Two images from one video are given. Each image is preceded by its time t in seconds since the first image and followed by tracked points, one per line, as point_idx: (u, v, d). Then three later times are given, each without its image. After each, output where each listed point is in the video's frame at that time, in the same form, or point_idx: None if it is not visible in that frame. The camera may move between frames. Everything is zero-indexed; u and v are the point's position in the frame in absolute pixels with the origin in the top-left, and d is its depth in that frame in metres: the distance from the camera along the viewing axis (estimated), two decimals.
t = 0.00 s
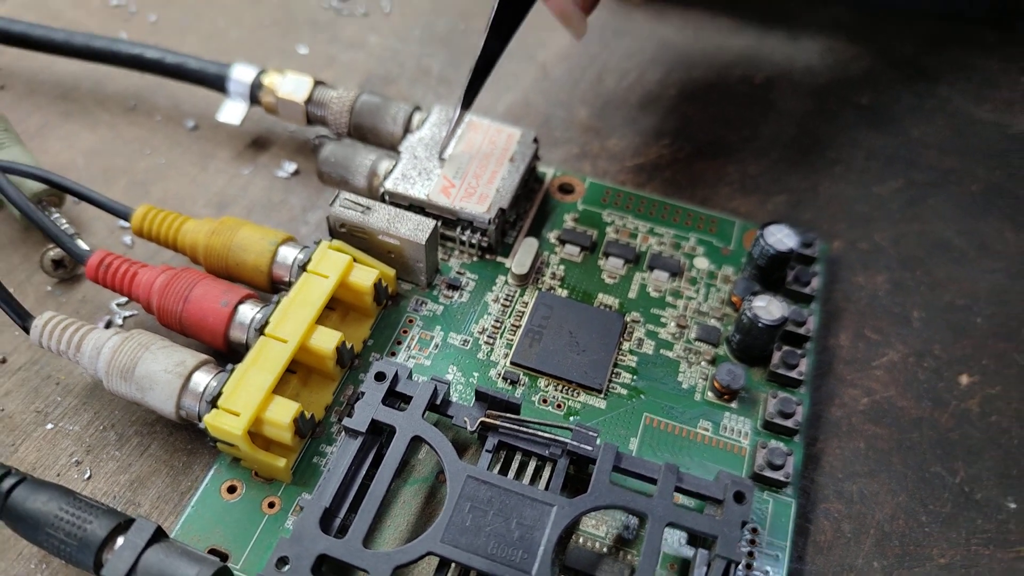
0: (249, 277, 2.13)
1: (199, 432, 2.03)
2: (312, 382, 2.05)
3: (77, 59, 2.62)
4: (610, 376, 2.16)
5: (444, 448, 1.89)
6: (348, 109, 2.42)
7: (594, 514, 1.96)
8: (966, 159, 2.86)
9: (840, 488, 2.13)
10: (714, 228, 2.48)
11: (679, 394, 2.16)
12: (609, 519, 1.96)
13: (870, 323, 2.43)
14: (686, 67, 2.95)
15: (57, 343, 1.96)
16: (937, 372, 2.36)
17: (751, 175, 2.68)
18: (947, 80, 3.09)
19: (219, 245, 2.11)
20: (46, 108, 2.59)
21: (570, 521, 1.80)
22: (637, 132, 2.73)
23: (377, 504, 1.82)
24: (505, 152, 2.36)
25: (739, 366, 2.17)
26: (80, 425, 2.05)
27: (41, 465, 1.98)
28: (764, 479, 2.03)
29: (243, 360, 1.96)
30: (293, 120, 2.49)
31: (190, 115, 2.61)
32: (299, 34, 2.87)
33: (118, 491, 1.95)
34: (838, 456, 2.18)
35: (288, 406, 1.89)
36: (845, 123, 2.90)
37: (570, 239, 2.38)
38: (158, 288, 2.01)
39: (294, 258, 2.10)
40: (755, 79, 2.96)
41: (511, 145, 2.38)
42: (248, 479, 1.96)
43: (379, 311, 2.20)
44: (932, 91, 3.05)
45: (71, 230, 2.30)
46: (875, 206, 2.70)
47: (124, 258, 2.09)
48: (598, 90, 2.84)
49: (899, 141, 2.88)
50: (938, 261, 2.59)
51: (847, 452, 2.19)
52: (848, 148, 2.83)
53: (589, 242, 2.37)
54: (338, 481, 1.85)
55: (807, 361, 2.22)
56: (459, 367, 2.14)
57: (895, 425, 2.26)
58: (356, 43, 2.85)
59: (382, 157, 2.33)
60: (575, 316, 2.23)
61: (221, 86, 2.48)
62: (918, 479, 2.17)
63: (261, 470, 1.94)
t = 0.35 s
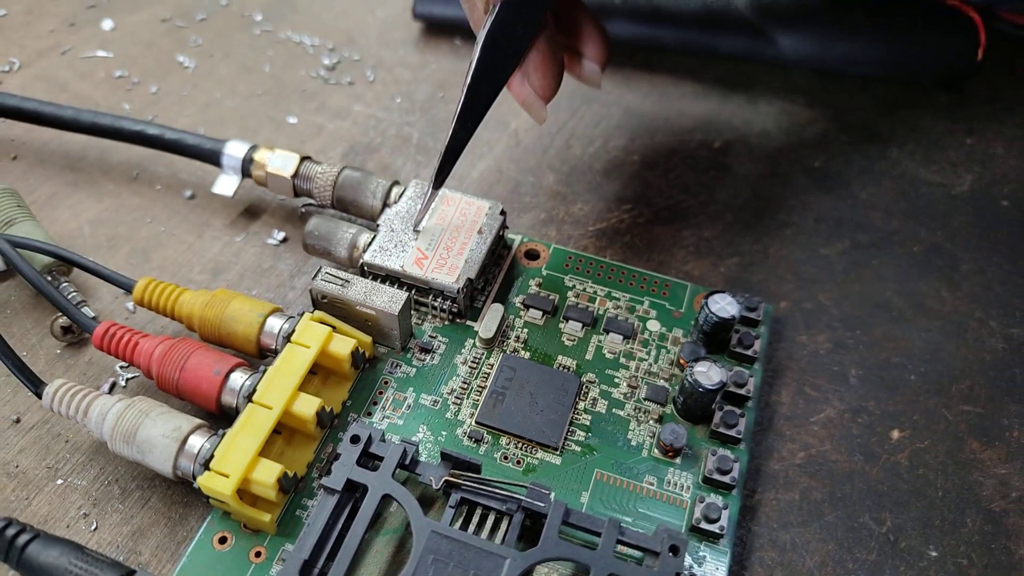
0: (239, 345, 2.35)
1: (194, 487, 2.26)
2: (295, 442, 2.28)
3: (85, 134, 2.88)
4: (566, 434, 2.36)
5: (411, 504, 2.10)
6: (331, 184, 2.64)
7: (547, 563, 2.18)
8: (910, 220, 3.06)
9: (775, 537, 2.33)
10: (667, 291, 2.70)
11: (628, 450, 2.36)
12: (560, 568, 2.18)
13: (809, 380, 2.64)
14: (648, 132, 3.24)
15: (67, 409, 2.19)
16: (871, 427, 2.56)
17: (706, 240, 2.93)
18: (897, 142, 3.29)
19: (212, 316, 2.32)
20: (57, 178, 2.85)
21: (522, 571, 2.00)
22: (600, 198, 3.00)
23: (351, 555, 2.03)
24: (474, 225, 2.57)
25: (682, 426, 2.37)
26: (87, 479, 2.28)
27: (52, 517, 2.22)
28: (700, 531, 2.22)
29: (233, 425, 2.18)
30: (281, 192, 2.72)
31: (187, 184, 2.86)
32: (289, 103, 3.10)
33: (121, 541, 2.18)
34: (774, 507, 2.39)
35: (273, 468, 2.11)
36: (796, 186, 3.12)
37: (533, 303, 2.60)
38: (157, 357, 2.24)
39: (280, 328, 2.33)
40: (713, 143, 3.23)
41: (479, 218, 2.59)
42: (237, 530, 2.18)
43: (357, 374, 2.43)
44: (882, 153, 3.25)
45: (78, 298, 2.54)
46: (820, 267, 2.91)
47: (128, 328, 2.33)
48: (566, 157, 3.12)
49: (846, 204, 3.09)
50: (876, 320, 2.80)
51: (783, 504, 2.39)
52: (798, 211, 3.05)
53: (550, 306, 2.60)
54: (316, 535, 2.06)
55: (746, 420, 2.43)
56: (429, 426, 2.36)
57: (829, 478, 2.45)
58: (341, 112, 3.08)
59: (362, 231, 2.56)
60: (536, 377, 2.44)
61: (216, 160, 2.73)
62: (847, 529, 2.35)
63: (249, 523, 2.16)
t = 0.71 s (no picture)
0: (277, 351, 2.47)
1: (235, 485, 2.38)
2: (330, 443, 2.39)
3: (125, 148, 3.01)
4: (588, 438, 2.47)
5: (441, 503, 2.21)
6: (362, 197, 2.76)
7: (570, 559, 2.29)
8: (924, 231, 3.14)
9: (789, 537, 2.42)
10: (686, 301, 2.80)
11: (647, 453, 2.46)
12: (582, 565, 2.28)
13: (823, 387, 2.73)
14: (667, 146, 3.33)
15: (116, 410, 2.32)
16: (883, 433, 2.64)
17: (723, 250, 3.02)
18: (912, 155, 3.37)
19: (251, 324, 2.45)
20: (99, 189, 2.99)
21: (547, 567, 2.11)
22: (620, 210, 3.11)
23: (384, 551, 2.14)
24: (500, 236, 2.69)
25: (700, 431, 2.47)
26: (134, 478, 2.41)
27: (103, 513, 2.35)
28: (717, 531, 2.32)
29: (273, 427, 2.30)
30: (313, 204, 2.84)
31: (223, 196, 2.99)
32: (320, 117, 3.22)
33: (167, 536, 2.31)
34: (788, 509, 2.48)
35: (310, 468, 2.23)
36: (811, 198, 3.21)
37: (556, 312, 2.71)
38: (200, 362, 2.37)
39: (316, 335, 2.45)
40: (731, 156, 3.32)
41: (505, 229, 2.70)
42: (276, 526, 2.30)
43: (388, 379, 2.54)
44: (897, 165, 3.33)
45: (122, 305, 2.67)
46: (834, 277, 3.00)
47: (171, 335, 2.46)
48: (588, 170, 3.22)
49: (861, 215, 3.18)
50: (889, 329, 2.89)
51: (797, 506, 2.49)
52: (814, 222, 3.14)
53: (572, 315, 2.71)
54: (352, 531, 2.17)
55: (761, 425, 2.52)
56: (457, 429, 2.47)
57: (841, 482, 2.54)
58: (371, 126, 3.20)
59: (392, 242, 2.68)
60: (559, 383, 2.55)
61: (252, 173, 2.85)
62: (859, 531, 2.44)
63: (287, 520, 2.29)
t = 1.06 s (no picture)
0: (273, 343, 2.50)
1: (234, 476, 2.42)
2: (327, 433, 2.42)
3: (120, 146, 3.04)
4: (583, 424, 2.49)
5: (437, 489, 2.24)
6: (357, 190, 2.79)
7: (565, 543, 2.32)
8: (915, 216, 3.16)
9: (783, 519, 2.45)
10: (679, 288, 2.83)
11: (642, 438, 2.49)
12: (578, 548, 2.32)
13: (817, 371, 2.76)
14: (660, 135, 3.36)
15: (114, 404, 2.35)
16: (877, 415, 2.67)
17: (717, 238, 3.05)
18: (904, 140, 3.39)
19: (248, 316, 2.48)
20: (95, 187, 3.02)
21: (542, 550, 2.14)
22: (613, 199, 3.13)
23: (381, 537, 2.18)
24: (494, 227, 2.71)
25: (694, 415, 2.49)
26: (134, 470, 2.45)
27: (103, 505, 2.38)
28: (711, 513, 2.35)
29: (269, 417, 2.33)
30: (308, 198, 2.87)
31: (219, 192, 3.02)
32: (315, 113, 3.25)
33: (167, 527, 2.34)
34: (782, 491, 2.51)
35: (307, 457, 2.26)
36: (804, 184, 3.23)
37: (550, 301, 2.74)
38: (197, 355, 2.40)
39: (311, 327, 2.48)
40: (723, 145, 3.34)
41: (498, 220, 2.73)
42: (275, 515, 2.33)
43: (384, 369, 2.57)
44: (889, 151, 3.35)
45: (120, 301, 2.70)
46: (827, 263, 3.02)
47: (168, 329, 2.49)
48: (581, 160, 3.25)
49: (853, 201, 3.20)
50: (882, 312, 2.91)
51: (791, 488, 2.51)
52: (806, 209, 3.16)
53: (566, 303, 2.73)
54: (349, 518, 2.21)
55: (755, 408, 2.55)
56: (453, 417, 2.50)
57: (835, 464, 2.56)
58: (365, 121, 3.22)
59: (387, 234, 2.71)
60: (553, 370, 2.57)
61: (247, 169, 2.87)
62: (852, 511, 2.47)
63: (286, 509, 2.32)
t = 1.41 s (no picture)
0: (283, 338, 2.52)
1: (244, 469, 2.44)
2: (337, 427, 2.44)
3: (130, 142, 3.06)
4: (590, 418, 2.51)
5: (446, 483, 2.27)
6: (366, 185, 2.81)
7: (573, 536, 2.34)
8: (921, 212, 3.17)
9: (788, 513, 2.47)
10: (686, 283, 2.85)
11: (648, 433, 2.51)
12: (586, 541, 2.34)
13: (823, 366, 2.77)
14: (667, 131, 3.37)
15: (126, 398, 2.37)
16: (882, 410, 2.68)
17: (723, 234, 3.06)
18: (910, 136, 3.40)
19: (258, 311, 2.50)
20: (105, 183, 3.04)
21: (550, 543, 2.16)
22: (620, 195, 3.14)
23: (391, 530, 2.20)
24: (502, 223, 2.73)
25: (701, 410, 2.51)
26: (145, 464, 2.47)
27: (115, 498, 2.40)
28: (717, 507, 2.37)
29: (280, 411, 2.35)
30: (317, 194, 2.89)
31: (229, 188, 3.04)
32: (323, 109, 3.26)
33: (178, 519, 2.37)
34: (788, 485, 2.52)
35: (317, 450, 2.28)
36: (810, 180, 3.24)
37: (558, 296, 2.76)
38: (208, 349, 2.42)
39: (321, 322, 2.50)
40: (730, 141, 3.35)
41: (506, 216, 2.75)
42: (285, 508, 2.35)
43: (393, 364, 2.59)
44: (894, 147, 3.36)
45: (130, 295, 2.72)
46: (833, 258, 3.04)
47: (178, 323, 2.51)
48: (588, 156, 3.26)
49: (859, 197, 3.21)
50: (887, 308, 2.93)
51: (796, 482, 2.53)
52: (812, 205, 3.18)
53: (574, 299, 2.75)
54: (359, 511, 2.23)
55: (761, 403, 2.57)
56: (461, 412, 2.52)
57: (840, 458, 2.58)
58: (373, 116, 3.24)
59: (396, 230, 2.73)
60: (561, 365, 2.59)
61: (256, 165, 2.89)
62: (857, 505, 2.48)
63: (296, 502, 2.34)
